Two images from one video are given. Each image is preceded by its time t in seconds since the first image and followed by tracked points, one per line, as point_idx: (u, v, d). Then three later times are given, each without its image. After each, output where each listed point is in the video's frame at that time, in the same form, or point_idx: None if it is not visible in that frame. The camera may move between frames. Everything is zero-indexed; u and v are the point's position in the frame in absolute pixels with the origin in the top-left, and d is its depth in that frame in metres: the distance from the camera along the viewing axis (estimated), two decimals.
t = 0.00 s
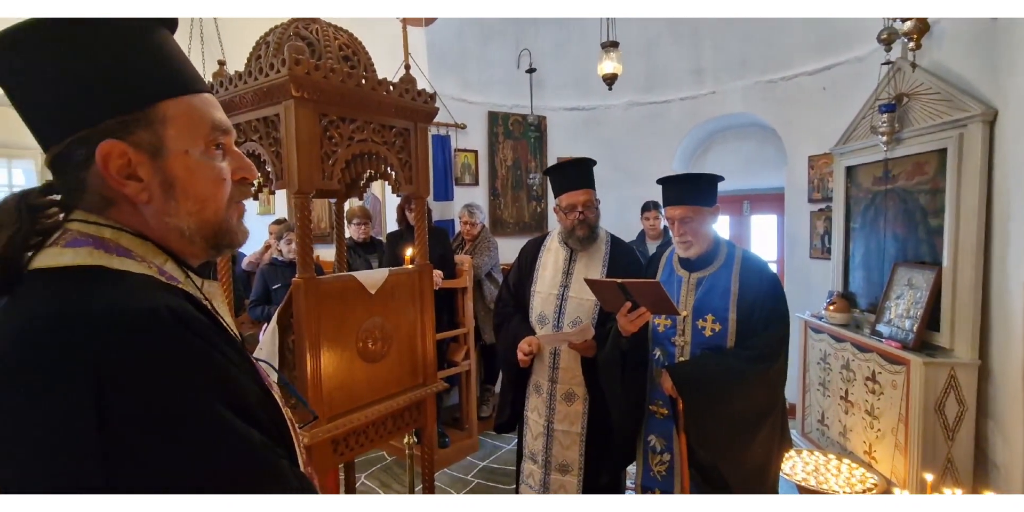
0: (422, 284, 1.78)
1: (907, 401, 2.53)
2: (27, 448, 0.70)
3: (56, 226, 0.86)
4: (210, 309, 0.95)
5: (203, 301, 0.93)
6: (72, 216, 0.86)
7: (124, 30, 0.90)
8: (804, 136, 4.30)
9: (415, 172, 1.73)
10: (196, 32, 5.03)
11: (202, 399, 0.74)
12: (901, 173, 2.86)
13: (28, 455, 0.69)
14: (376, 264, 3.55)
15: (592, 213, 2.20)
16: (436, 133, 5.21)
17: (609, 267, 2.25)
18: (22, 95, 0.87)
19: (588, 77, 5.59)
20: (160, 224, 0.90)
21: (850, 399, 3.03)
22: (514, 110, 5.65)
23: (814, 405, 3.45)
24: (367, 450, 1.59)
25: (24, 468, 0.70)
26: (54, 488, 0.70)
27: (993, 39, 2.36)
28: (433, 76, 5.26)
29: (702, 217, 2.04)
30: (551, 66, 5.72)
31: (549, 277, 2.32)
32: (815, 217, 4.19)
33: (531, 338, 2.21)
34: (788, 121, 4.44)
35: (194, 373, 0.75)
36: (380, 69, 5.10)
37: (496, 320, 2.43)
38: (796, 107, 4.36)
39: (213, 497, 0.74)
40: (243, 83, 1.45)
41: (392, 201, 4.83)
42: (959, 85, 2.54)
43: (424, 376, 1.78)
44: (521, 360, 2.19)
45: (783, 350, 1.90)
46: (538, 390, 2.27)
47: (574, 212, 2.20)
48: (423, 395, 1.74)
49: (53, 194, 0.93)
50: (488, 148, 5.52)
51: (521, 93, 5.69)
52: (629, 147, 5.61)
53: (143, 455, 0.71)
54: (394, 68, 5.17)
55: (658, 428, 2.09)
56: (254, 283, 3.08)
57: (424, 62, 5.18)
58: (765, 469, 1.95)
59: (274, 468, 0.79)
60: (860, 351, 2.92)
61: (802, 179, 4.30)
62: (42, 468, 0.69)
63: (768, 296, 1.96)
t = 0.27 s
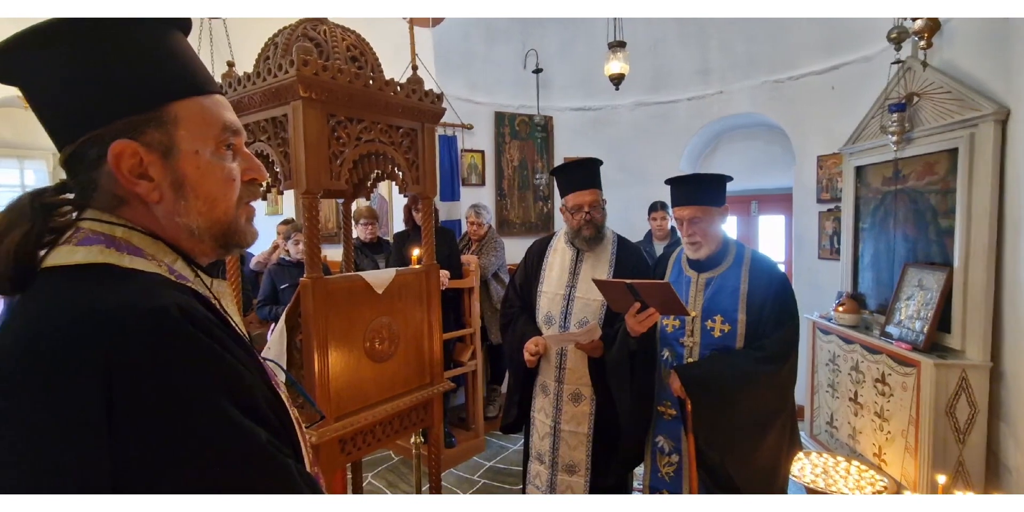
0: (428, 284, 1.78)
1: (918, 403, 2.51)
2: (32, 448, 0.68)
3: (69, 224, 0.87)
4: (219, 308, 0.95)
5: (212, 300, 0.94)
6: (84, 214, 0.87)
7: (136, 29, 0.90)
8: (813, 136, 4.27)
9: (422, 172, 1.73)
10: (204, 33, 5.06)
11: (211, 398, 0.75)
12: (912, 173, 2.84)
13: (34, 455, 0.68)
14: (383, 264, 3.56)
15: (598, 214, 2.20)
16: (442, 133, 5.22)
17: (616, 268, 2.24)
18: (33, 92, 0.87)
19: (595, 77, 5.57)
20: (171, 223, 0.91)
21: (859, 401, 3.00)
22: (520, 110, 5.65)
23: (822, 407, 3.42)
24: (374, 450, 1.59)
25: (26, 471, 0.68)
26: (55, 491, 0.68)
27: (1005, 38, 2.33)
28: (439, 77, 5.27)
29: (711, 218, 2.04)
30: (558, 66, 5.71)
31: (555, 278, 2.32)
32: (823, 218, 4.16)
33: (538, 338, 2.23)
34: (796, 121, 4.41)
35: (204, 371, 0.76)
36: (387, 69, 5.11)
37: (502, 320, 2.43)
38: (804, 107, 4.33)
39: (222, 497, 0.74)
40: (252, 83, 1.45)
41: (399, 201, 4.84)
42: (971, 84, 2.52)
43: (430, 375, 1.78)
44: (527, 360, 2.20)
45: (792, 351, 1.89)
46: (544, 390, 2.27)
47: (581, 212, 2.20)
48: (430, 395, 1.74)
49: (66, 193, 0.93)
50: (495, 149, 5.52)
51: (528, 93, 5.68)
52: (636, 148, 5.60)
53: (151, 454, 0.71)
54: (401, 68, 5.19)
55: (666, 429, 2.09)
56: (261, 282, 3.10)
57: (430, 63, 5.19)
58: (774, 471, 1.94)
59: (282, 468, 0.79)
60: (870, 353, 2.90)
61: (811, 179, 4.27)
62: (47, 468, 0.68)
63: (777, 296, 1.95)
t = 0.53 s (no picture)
0: (442, 284, 1.79)
1: (938, 406, 2.47)
2: (54, 447, 0.70)
3: (90, 225, 0.89)
4: (235, 308, 0.96)
5: (228, 300, 0.95)
6: (105, 215, 0.88)
7: (153, 30, 0.90)
8: (829, 135, 4.22)
9: (435, 173, 1.74)
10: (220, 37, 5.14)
11: (226, 397, 0.76)
12: (931, 172, 2.80)
13: (55, 453, 0.70)
14: (397, 265, 3.58)
15: (606, 213, 2.20)
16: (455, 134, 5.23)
17: (626, 267, 2.24)
18: (55, 94, 0.89)
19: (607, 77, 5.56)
20: (188, 224, 0.93)
21: (877, 404, 2.96)
22: (532, 111, 5.65)
23: (839, 409, 3.38)
24: (387, 450, 1.60)
25: (50, 468, 0.70)
26: (76, 490, 0.70)
27: None
28: (452, 78, 5.29)
29: (728, 216, 2.02)
30: (570, 67, 5.70)
31: (566, 277, 2.32)
32: (840, 218, 4.11)
33: (550, 338, 2.23)
34: (811, 120, 4.36)
35: (219, 371, 0.77)
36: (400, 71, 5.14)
37: (514, 322, 2.43)
38: (820, 105, 4.28)
39: (237, 496, 0.75)
40: (269, 86, 1.47)
41: (412, 202, 4.86)
42: (992, 82, 2.47)
43: (443, 376, 1.79)
44: (539, 359, 2.20)
45: (809, 352, 1.87)
46: (557, 391, 2.26)
47: (589, 212, 2.20)
48: (443, 395, 1.75)
49: (87, 195, 0.95)
50: (507, 150, 5.53)
51: (540, 94, 5.68)
52: (648, 148, 5.57)
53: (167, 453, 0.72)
54: (413, 70, 5.22)
55: (681, 431, 2.07)
56: (277, 283, 3.13)
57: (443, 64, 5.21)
58: (791, 474, 1.92)
59: (294, 467, 0.80)
60: (888, 355, 2.86)
61: (827, 178, 4.22)
62: (68, 466, 0.70)
63: (793, 297, 1.93)
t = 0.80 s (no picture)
0: (456, 285, 1.79)
1: (959, 410, 2.42)
2: (73, 444, 0.71)
3: (110, 226, 0.91)
4: (252, 308, 0.97)
5: (244, 300, 0.96)
6: (124, 217, 0.90)
7: (164, 34, 0.91)
8: (845, 135, 4.17)
9: (449, 174, 1.74)
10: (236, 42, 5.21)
11: (241, 395, 0.77)
12: (950, 172, 2.75)
13: (76, 450, 0.71)
14: (410, 266, 3.60)
15: (613, 212, 2.20)
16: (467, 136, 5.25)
17: (634, 264, 2.23)
18: (73, 98, 0.91)
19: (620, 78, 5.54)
20: (205, 225, 0.94)
21: (895, 407, 2.92)
22: (545, 112, 5.65)
23: (856, 412, 3.34)
24: (400, 450, 1.61)
25: (69, 465, 0.71)
26: (96, 487, 0.72)
27: None
28: (464, 80, 5.31)
29: (744, 217, 2.01)
30: (582, 67, 5.70)
31: (574, 277, 2.32)
32: (857, 219, 4.05)
33: (560, 338, 2.25)
34: (827, 119, 4.31)
35: (234, 369, 0.78)
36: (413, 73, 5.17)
37: (524, 323, 2.43)
38: (836, 105, 4.23)
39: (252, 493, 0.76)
40: (284, 90, 1.49)
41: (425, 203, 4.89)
42: (1015, 79, 2.43)
43: (457, 376, 1.79)
44: (549, 359, 2.22)
45: (827, 354, 1.85)
46: (568, 392, 2.26)
47: (595, 212, 2.20)
48: (456, 396, 1.75)
49: (107, 198, 0.98)
50: (519, 151, 5.53)
51: (552, 95, 5.68)
52: (661, 149, 5.54)
53: (184, 450, 0.73)
54: (426, 72, 5.24)
55: (697, 433, 2.06)
56: (292, 284, 3.16)
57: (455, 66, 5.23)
58: (809, 477, 1.89)
59: (308, 464, 0.81)
60: (907, 358, 2.81)
61: (843, 178, 4.17)
62: (87, 463, 0.71)
63: (810, 299, 1.91)
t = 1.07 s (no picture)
0: (466, 286, 1.80)
1: (975, 414, 2.39)
2: (88, 444, 0.73)
3: (125, 228, 0.92)
4: (263, 309, 0.98)
5: (255, 302, 0.97)
6: (138, 219, 0.92)
7: (179, 39, 0.92)
8: (858, 135, 4.13)
9: (459, 177, 1.75)
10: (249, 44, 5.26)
11: (252, 395, 0.78)
12: (966, 172, 2.72)
13: (89, 450, 0.72)
14: (420, 267, 3.61)
15: (616, 213, 2.19)
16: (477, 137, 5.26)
17: (639, 264, 2.23)
18: (91, 103, 0.92)
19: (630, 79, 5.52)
20: (216, 228, 0.95)
21: (910, 411, 2.88)
22: (554, 113, 5.65)
23: (870, 415, 3.30)
24: (411, 451, 1.61)
25: (84, 465, 0.72)
26: (109, 487, 0.73)
27: None
28: (474, 82, 5.32)
29: (754, 218, 1.99)
30: (592, 68, 5.69)
31: (579, 278, 2.31)
32: (870, 220, 4.01)
33: (565, 338, 2.24)
34: (840, 119, 4.27)
35: (244, 370, 0.79)
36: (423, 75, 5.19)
37: (530, 326, 2.42)
38: (849, 104, 4.19)
39: (261, 493, 0.77)
40: (297, 93, 1.50)
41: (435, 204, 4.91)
42: None
43: (466, 377, 1.80)
44: (555, 358, 2.21)
45: (840, 356, 1.83)
46: (576, 393, 2.26)
47: (598, 213, 2.19)
48: (466, 397, 1.76)
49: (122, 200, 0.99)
50: (529, 152, 5.53)
51: (562, 96, 5.68)
52: (672, 149, 5.52)
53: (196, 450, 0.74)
54: (436, 74, 5.26)
55: (707, 434, 2.05)
56: (303, 285, 3.19)
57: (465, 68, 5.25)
58: (821, 479, 1.88)
59: (317, 465, 0.82)
60: (922, 360, 2.78)
61: (856, 179, 4.13)
62: (101, 463, 0.72)
63: (822, 300, 1.89)
